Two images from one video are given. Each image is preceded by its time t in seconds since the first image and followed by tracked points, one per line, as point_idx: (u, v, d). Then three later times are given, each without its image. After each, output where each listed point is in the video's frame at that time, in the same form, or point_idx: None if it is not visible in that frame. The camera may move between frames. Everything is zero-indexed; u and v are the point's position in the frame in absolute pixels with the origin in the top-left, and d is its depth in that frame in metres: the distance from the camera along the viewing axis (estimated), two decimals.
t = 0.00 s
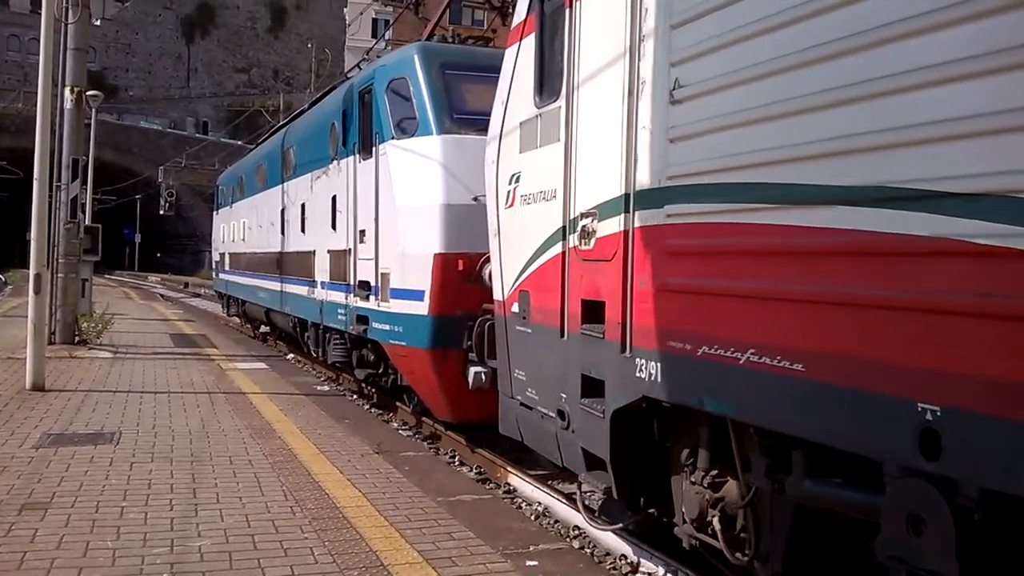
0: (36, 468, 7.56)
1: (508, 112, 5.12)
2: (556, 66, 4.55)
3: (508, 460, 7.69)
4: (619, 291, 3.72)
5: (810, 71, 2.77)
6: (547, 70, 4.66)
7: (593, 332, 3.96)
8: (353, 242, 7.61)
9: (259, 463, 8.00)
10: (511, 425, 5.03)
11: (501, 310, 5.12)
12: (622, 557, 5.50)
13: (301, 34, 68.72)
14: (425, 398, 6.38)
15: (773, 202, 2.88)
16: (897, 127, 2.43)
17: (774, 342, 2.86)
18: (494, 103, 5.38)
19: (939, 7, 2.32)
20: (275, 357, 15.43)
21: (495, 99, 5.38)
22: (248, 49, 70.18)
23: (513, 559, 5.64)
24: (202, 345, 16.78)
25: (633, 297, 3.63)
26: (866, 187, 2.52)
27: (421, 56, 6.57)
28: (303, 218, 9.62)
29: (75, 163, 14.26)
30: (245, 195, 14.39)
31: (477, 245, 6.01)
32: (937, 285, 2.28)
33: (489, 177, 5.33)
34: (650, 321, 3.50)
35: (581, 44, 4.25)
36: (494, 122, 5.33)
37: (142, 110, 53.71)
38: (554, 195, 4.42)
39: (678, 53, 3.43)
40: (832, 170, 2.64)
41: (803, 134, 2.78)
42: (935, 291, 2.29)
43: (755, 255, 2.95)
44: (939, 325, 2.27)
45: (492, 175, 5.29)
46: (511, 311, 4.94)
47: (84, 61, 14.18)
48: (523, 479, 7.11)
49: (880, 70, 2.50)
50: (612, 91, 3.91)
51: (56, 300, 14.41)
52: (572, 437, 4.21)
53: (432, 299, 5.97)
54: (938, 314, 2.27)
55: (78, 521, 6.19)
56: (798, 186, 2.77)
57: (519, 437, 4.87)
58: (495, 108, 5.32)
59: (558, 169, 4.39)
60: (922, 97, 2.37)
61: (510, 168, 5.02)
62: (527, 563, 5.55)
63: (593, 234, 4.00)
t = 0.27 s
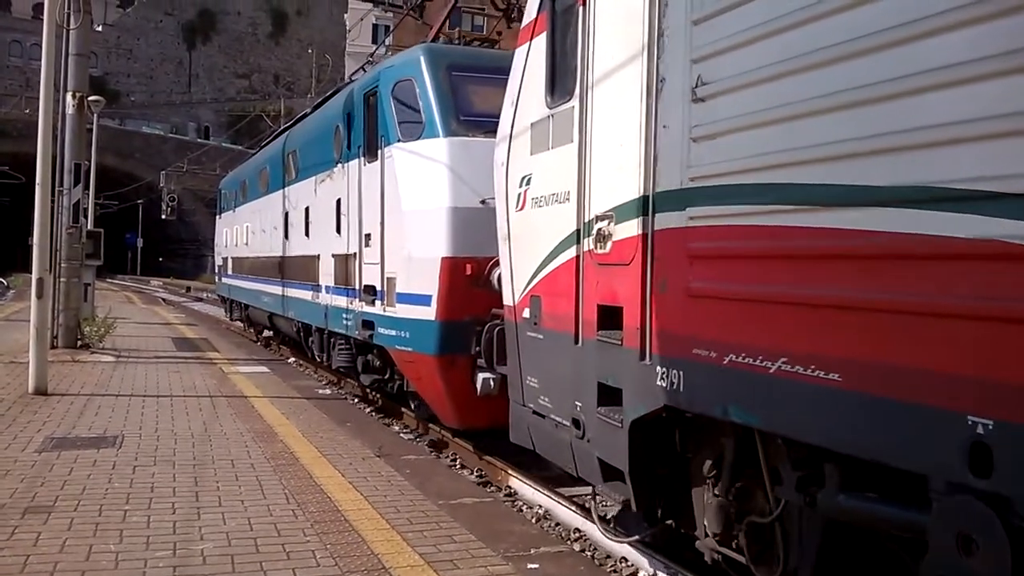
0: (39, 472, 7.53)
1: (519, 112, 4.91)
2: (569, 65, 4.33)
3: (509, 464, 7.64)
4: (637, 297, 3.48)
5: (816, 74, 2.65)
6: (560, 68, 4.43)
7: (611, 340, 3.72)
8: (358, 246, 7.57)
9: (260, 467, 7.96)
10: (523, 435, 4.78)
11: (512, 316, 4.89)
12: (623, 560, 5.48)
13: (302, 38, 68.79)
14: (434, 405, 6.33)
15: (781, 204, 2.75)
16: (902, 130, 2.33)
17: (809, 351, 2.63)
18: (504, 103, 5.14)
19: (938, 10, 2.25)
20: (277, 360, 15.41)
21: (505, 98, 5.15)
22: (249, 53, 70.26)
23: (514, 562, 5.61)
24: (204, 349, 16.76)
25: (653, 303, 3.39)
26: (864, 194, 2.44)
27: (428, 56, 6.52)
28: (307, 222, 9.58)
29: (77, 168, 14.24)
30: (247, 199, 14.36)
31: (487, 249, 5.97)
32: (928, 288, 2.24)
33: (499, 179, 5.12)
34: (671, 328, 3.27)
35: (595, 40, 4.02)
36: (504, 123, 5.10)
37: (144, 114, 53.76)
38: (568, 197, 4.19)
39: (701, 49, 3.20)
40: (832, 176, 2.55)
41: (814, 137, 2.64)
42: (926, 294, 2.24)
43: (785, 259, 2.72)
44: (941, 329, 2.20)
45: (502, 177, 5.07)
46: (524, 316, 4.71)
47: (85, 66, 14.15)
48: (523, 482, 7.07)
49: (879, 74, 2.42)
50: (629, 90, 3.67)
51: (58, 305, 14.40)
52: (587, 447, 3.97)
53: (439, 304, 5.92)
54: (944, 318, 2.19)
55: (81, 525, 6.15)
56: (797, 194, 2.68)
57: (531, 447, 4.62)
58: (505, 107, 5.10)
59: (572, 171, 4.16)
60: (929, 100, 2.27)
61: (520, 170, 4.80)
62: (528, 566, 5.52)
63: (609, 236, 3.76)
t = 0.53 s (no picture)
0: (35, 476, 7.47)
1: (529, 113, 4.76)
2: (583, 64, 4.17)
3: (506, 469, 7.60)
4: (657, 304, 3.30)
5: (832, 75, 2.57)
6: (574, 67, 4.28)
7: (627, 350, 3.55)
8: (361, 250, 7.53)
9: (257, 471, 7.90)
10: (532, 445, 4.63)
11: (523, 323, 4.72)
12: (620, 565, 5.45)
13: (302, 42, 68.82)
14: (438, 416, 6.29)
15: (801, 209, 2.64)
16: (915, 134, 2.27)
17: (846, 361, 2.46)
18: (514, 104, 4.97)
19: (947, 14, 2.21)
20: (275, 364, 15.36)
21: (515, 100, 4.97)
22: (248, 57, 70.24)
23: (512, 567, 5.57)
24: (201, 353, 16.69)
25: (675, 310, 3.20)
26: (870, 201, 2.40)
27: (434, 57, 6.49)
28: (308, 225, 9.54)
29: (75, 172, 14.18)
30: (247, 202, 14.32)
31: (493, 253, 5.93)
32: (917, 297, 2.23)
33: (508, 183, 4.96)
34: (694, 337, 3.08)
35: (612, 37, 3.84)
36: (513, 126, 4.95)
37: (143, 118, 53.72)
38: (582, 200, 4.01)
39: (726, 46, 3.02)
40: (841, 181, 2.49)
41: (835, 138, 2.53)
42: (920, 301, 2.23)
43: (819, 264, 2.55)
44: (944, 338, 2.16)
45: (511, 180, 4.91)
46: (534, 324, 4.54)
47: (83, 70, 14.10)
48: (521, 487, 7.04)
49: (883, 80, 2.39)
50: (648, 89, 3.50)
51: (55, 308, 14.33)
52: (601, 459, 3.82)
53: (444, 311, 5.87)
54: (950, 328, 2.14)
55: (78, 529, 6.09)
56: (805, 200, 2.62)
57: (541, 458, 4.48)
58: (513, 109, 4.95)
59: (586, 174, 3.99)
60: (942, 103, 2.21)
61: (531, 173, 4.63)
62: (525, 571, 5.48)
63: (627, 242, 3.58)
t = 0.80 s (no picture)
0: (44, 481, 7.46)
1: (547, 115, 4.66)
2: (605, 63, 4.07)
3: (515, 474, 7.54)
4: (688, 311, 3.16)
5: (860, 74, 2.52)
6: (596, 68, 4.17)
7: (653, 358, 3.42)
8: (373, 255, 7.49)
9: (266, 476, 7.88)
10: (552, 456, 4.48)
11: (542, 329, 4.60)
12: (629, 570, 5.40)
13: (310, 48, 68.99)
14: (452, 423, 6.20)
15: (838, 212, 2.54)
16: (938, 136, 2.24)
17: (893, 370, 2.34)
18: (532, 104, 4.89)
19: (960, 17, 2.20)
20: (283, 369, 15.34)
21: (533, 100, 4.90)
22: (257, 63, 70.43)
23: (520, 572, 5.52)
24: (210, 358, 16.69)
25: (708, 318, 3.07)
26: (881, 207, 2.40)
27: (449, 58, 6.46)
28: (319, 230, 9.52)
29: (85, 177, 14.21)
30: (257, 207, 14.32)
31: (509, 259, 5.86)
32: (965, 300, 2.14)
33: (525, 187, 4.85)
34: (727, 344, 2.96)
35: (637, 35, 3.72)
36: (531, 127, 4.86)
37: (152, 123, 53.89)
38: (605, 203, 3.87)
39: (763, 40, 2.90)
40: (852, 185, 2.50)
41: (859, 141, 2.49)
42: (959, 306, 2.15)
43: (868, 269, 2.43)
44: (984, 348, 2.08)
45: (529, 182, 4.81)
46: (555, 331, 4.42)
47: (94, 76, 14.14)
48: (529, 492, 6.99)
49: (886, 86, 2.42)
50: (677, 87, 3.37)
51: (65, 313, 14.35)
52: (626, 471, 3.66)
53: (460, 317, 5.82)
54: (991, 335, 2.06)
55: (87, 534, 6.07)
56: (824, 203, 2.59)
57: (562, 468, 4.35)
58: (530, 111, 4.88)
59: (609, 175, 3.86)
60: (963, 105, 2.19)
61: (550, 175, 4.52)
62: None
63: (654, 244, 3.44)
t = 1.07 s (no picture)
0: (42, 477, 7.42)
1: (559, 107, 4.60)
2: (619, 53, 3.98)
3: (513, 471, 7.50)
4: (712, 310, 3.08)
5: (867, 67, 2.51)
6: (609, 58, 4.08)
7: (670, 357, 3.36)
8: (376, 251, 7.45)
9: (264, 473, 7.84)
10: (564, 459, 4.42)
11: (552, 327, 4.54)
12: (627, 566, 5.39)
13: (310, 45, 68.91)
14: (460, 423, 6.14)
15: (863, 205, 2.48)
16: (940, 131, 2.25)
17: (920, 369, 2.28)
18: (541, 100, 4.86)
19: (958, 13, 2.22)
20: (282, 366, 15.30)
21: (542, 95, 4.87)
22: (257, 60, 70.31)
23: (518, 568, 5.49)
24: (209, 355, 16.64)
25: (734, 317, 2.97)
26: (881, 199, 2.42)
27: (454, 50, 6.41)
28: (320, 226, 9.48)
29: (84, 174, 14.16)
30: (258, 203, 14.28)
31: (518, 255, 5.81)
32: (975, 297, 2.14)
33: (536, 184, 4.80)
34: (750, 342, 2.88)
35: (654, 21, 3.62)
36: (542, 118, 4.81)
37: (151, 120, 53.81)
38: (621, 196, 3.79)
39: (792, 24, 2.79)
40: (848, 178, 2.53)
41: (863, 135, 2.50)
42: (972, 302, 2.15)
43: (899, 266, 2.35)
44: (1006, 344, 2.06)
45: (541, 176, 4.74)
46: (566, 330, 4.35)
47: (93, 73, 14.08)
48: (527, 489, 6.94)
49: (884, 81, 2.44)
50: (698, 76, 3.26)
51: (64, 310, 14.32)
52: (642, 475, 3.60)
53: (466, 314, 5.77)
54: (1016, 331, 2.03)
55: (85, 530, 6.03)
56: (839, 196, 2.56)
57: (574, 470, 4.30)
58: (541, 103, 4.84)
59: (625, 168, 3.77)
60: (963, 100, 2.20)
61: (561, 170, 4.46)
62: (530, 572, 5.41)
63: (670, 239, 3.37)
